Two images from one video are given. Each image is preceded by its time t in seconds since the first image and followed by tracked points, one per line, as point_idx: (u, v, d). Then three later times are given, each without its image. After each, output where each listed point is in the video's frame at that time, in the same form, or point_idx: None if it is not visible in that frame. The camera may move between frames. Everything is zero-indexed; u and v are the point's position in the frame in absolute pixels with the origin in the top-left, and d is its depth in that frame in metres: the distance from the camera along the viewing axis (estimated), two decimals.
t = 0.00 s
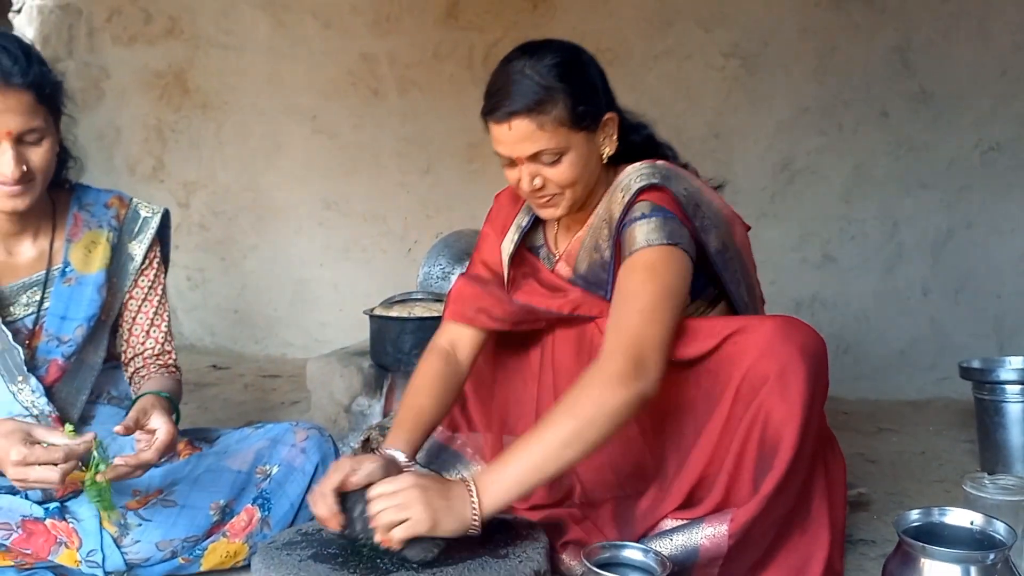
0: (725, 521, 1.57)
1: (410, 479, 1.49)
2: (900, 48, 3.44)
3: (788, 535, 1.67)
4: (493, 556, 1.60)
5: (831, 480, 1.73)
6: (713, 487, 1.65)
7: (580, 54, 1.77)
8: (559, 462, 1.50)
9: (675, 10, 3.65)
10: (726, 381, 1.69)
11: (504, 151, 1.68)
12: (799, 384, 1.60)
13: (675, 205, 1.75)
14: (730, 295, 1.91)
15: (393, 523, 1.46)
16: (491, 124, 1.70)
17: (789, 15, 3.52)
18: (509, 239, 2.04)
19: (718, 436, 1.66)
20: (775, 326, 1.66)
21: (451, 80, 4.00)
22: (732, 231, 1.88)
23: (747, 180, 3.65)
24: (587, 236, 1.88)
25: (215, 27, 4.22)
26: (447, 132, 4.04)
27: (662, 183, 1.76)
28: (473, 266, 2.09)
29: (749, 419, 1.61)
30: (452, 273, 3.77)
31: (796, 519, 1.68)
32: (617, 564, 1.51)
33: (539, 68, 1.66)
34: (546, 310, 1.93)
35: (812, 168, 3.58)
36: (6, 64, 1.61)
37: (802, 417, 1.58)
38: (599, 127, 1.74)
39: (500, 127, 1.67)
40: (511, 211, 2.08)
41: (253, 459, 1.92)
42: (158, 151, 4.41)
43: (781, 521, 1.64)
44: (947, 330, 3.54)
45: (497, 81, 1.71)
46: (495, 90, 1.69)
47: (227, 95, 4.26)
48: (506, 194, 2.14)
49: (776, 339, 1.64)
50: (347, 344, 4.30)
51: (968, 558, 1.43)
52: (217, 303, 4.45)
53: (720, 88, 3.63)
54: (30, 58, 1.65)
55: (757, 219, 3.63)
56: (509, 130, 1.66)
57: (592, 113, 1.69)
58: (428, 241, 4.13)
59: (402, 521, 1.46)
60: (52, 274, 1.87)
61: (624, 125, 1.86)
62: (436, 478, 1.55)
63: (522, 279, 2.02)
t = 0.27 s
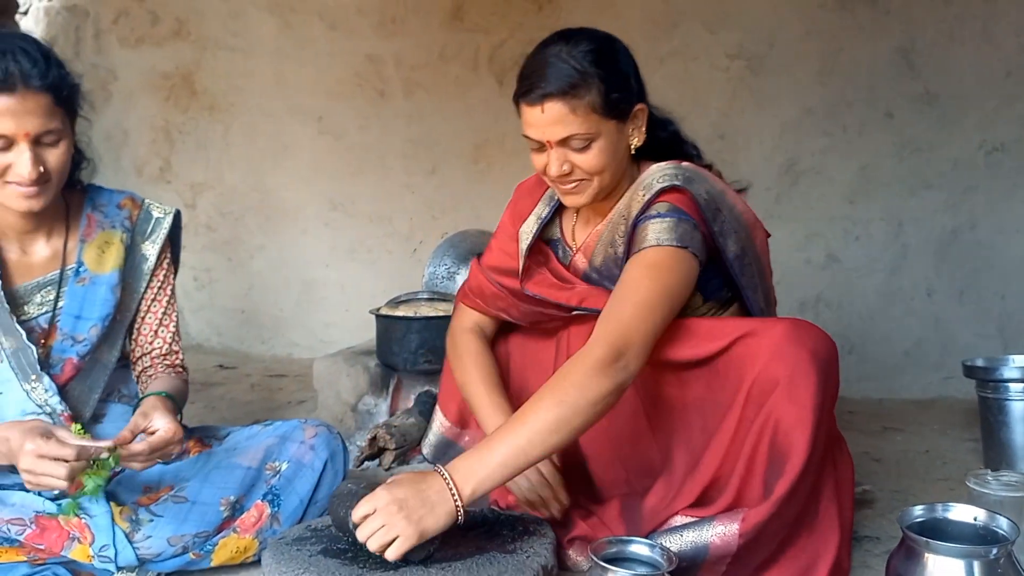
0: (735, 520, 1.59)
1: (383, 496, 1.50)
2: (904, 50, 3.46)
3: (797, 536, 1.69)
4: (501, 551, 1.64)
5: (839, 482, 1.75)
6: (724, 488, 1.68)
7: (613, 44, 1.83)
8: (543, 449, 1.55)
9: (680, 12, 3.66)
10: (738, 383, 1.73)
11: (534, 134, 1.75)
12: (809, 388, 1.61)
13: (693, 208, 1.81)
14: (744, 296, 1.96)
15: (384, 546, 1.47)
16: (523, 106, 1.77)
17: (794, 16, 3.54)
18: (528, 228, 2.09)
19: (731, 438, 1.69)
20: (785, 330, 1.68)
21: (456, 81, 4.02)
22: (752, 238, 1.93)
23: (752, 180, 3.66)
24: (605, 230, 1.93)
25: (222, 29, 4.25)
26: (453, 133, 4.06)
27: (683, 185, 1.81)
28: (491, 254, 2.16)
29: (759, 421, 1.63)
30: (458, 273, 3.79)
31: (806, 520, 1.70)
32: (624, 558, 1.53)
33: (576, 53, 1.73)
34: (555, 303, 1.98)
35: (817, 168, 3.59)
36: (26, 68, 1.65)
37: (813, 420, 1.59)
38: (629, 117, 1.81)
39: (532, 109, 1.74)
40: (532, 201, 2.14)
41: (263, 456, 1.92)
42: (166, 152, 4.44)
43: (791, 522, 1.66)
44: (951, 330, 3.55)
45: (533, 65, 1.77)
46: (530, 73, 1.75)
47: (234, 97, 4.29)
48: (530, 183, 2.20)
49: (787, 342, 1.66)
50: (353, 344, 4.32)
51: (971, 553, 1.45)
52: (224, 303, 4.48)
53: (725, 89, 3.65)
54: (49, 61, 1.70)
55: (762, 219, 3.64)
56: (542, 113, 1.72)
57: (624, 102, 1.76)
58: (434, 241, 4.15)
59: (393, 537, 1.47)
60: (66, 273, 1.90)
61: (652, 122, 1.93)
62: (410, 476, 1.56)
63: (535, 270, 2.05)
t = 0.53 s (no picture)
0: (742, 517, 1.60)
1: (396, 496, 1.53)
2: (909, 50, 3.47)
3: (802, 533, 1.70)
4: (511, 549, 1.65)
5: (844, 480, 1.76)
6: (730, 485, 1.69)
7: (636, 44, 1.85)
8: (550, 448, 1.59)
9: (685, 13, 3.68)
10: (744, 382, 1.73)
11: (550, 127, 1.78)
12: (815, 386, 1.62)
13: (705, 206, 1.83)
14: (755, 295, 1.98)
15: (397, 545, 1.51)
16: (541, 97, 1.79)
17: (799, 16, 3.55)
18: (538, 235, 2.10)
19: (736, 435, 1.70)
20: (791, 328, 1.69)
21: (462, 82, 4.04)
22: (762, 237, 1.95)
23: (757, 180, 3.67)
24: (616, 231, 1.96)
25: (229, 30, 4.27)
26: (459, 133, 4.08)
27: (695, 184, 1.84)
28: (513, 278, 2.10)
29: (765, 419, 1.64)
30: (464, 274, 3.81)
31: (811, 516, 1.71)
32: (633, 556, 1.54)
33: (597, 50, 1.75)
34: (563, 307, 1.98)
35: (822, 168, 3.60)
36: (46, 72, 1.69)
37: (819, 418, 1.61)
38: (644, 119, 1.83)
39: (550, 101, 1.76)
40: (543, 208, 2.15)
41: (274, 456, 1.95)
42: (173, 154, 4.46)
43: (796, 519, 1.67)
44: (957, 329, 3.56)
45: (555, 57, 1.79)
46: (550, 65, 1.78)
47: (241, 98, 4.30)
48: (539, 191, 2.21)
49: (794, 340, 1.67)
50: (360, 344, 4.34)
51: (978, 550, 1.46)
52: (231, 304, 4.49)
53: (730, 89, 3.66)
54: (68, 66, 1.74)
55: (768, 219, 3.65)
56: (559, 106, 1.75)
57: (642, 102, 1.78)
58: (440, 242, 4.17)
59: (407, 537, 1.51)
60: (81, 275, 1.92)
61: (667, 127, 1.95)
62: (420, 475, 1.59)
63: (546, 276, 2.08)
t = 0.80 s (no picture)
0: (751, 517, 1.63)
1: (407, 493, 1.54)
2: (913, 51, 3.48)
3: (813, 533, 1.72)
4: (522, 548, 1.66)
5: (854, 479, 1.78)
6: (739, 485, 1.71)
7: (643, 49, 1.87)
8: (561, 452, 1.61)
9: (689, 16, 3.69)
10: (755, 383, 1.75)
11: (557, 133, 1.80)
12: (825, 387, 1.64)
13: (714, 211, 1.84)
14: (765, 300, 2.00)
15: (406, 543, 1.51)
16: (548, 103, 1.81)
17: (803, 19, 3.56)
18: (546, 240, 2.13)
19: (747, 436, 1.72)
20: (801, 329, 1.71)
21: (467, 85, 4.06)
22: (769, 240, 1.97)
23: (762, 183, 3.68)
24: (625, 236, 1.98)
25: (235, 35, 4.29)
26: (465, 136, 4.10)
27: (703, 189, 1.85)
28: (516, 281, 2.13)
29: (776, 419, 1.67)
30: (470, 276, 3.83)
31: (821, 516, 1.73)
32: (643, 556, 1.56)
33: (603, 57, 1.77)
34: (572, 312, 1.99)
35: (826, 170, 3.61)
36: (72, 92, 1.72)
37: (828, 419, 1.63)
38: (650, 125, 1.84)
39: (557, 108, 1.78)
40: (549, 213, 2.17)
41: (285, 457, 1.96)
42: (180, 157, 4.48)
43: (806, 518, 1.69)
44: (962, 329, 3.57)
45: (561, 63, 1.81)
46: (557, 71, 1.80)
47: (248, 102, 4.33)
48: (544, 197, 2.24)
49: (803, 341, 1.69)
50: (367, 347, 4.36)
51: (985, 550, 1.48)
52: (237, 307, 4.51)
53: (735, 91, 3.67)
54: (94, 85, 1.76)
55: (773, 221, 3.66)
56: (565, 112, 1.77)
57: (648, 108, 1.80)
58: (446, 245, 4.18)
59: (416, 534, 1.51)
60: (93, 276, 1.94)
61: (674, 133, 1.96)
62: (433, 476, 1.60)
63: (554, 281, 2.10)
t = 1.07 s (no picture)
0: (759, 517, 1.64)
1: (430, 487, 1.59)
2: (918, 55, 3.50)
3: (821, 531, 1.74)
4: (533, 549, 1.69)
5: (862, 477, 1.78)
6: (747, 484, 1.71)
7: (628, 62, 1.86)
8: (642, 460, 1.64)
9: (695, 19, 3.71)
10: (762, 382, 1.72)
11: (546, 153, 1.80)
12: (833, 387, 1.65)
13: (720, 210, 1.83)
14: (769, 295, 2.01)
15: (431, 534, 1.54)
16: (535, 125, 1.81)
17: (808, 22, 3.58)
18: (545, 245, 2.14)
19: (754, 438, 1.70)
20: (808, 329, 1.71)
21: (474, 88, 4.09)
22: (768, 234, 1.95)
23: (768, 185, 3.69)
24: (625, 244, 1.96)
25: (243, 38, 4.31)
26: (472, 137, 4.12)
27: (705, 189, 1.83)
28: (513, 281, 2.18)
29: (783, 420, 1.67)
30: (476, 279, 3.87)
31: (829, 513, 1.74)
32: (654, 556, 1.58)
33: (585, 74, 1.76)
34: (579, 314, 2.01)
35: (832, 173, 3.63)
36: (105, 104, 1.76)
37: (836, 418, 1.64)
38: (639, 136, 1.83)
39: (543, 129, 1.78)
40: (548, 219, 2.19)
41: (297, 458, 1.96)
42: (187, 161, 4.48)
43: (814, 517, 1.71)
44: (967, 331, 3.58)
45: (545, 83, 1.81)
46: (541, 92, 1.80)
47: (256, 106, 4.34)
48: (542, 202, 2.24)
49: (811, 341, 1.69)
50: (374, 349, 4.39)
51: (992, 550, 1.50)
52: (244, 310, 4.53)
53: (741, 95, 3.68)
54: (127, 98, 1.81)
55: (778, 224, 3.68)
56: (552, 132, 1.77)
57: (634, 121, 1.78)
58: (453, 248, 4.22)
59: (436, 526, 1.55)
60: (109, 280, 1.97)
61: (667, 136, 1.93)
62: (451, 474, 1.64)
63: (557, 284, 2.11)
